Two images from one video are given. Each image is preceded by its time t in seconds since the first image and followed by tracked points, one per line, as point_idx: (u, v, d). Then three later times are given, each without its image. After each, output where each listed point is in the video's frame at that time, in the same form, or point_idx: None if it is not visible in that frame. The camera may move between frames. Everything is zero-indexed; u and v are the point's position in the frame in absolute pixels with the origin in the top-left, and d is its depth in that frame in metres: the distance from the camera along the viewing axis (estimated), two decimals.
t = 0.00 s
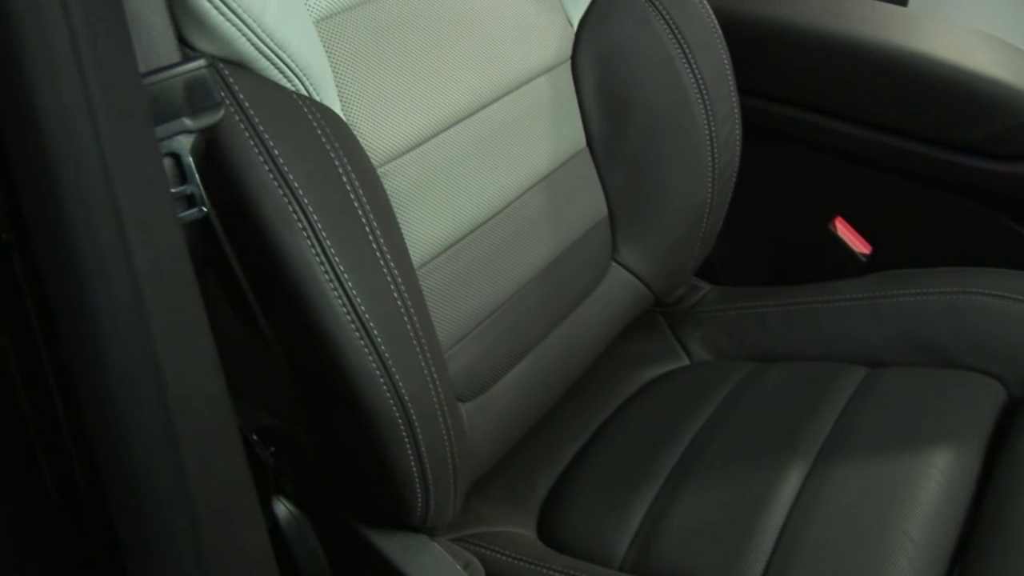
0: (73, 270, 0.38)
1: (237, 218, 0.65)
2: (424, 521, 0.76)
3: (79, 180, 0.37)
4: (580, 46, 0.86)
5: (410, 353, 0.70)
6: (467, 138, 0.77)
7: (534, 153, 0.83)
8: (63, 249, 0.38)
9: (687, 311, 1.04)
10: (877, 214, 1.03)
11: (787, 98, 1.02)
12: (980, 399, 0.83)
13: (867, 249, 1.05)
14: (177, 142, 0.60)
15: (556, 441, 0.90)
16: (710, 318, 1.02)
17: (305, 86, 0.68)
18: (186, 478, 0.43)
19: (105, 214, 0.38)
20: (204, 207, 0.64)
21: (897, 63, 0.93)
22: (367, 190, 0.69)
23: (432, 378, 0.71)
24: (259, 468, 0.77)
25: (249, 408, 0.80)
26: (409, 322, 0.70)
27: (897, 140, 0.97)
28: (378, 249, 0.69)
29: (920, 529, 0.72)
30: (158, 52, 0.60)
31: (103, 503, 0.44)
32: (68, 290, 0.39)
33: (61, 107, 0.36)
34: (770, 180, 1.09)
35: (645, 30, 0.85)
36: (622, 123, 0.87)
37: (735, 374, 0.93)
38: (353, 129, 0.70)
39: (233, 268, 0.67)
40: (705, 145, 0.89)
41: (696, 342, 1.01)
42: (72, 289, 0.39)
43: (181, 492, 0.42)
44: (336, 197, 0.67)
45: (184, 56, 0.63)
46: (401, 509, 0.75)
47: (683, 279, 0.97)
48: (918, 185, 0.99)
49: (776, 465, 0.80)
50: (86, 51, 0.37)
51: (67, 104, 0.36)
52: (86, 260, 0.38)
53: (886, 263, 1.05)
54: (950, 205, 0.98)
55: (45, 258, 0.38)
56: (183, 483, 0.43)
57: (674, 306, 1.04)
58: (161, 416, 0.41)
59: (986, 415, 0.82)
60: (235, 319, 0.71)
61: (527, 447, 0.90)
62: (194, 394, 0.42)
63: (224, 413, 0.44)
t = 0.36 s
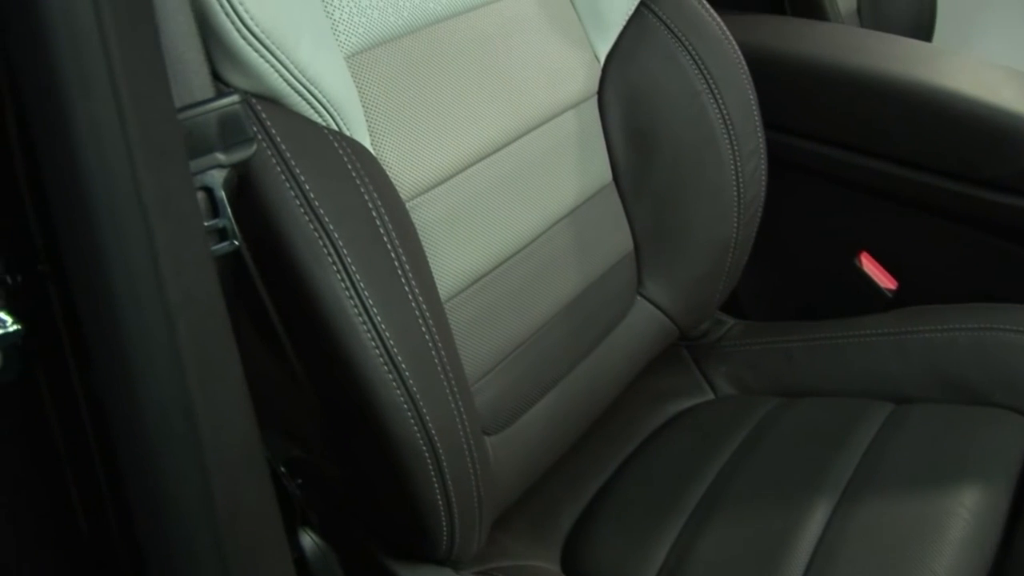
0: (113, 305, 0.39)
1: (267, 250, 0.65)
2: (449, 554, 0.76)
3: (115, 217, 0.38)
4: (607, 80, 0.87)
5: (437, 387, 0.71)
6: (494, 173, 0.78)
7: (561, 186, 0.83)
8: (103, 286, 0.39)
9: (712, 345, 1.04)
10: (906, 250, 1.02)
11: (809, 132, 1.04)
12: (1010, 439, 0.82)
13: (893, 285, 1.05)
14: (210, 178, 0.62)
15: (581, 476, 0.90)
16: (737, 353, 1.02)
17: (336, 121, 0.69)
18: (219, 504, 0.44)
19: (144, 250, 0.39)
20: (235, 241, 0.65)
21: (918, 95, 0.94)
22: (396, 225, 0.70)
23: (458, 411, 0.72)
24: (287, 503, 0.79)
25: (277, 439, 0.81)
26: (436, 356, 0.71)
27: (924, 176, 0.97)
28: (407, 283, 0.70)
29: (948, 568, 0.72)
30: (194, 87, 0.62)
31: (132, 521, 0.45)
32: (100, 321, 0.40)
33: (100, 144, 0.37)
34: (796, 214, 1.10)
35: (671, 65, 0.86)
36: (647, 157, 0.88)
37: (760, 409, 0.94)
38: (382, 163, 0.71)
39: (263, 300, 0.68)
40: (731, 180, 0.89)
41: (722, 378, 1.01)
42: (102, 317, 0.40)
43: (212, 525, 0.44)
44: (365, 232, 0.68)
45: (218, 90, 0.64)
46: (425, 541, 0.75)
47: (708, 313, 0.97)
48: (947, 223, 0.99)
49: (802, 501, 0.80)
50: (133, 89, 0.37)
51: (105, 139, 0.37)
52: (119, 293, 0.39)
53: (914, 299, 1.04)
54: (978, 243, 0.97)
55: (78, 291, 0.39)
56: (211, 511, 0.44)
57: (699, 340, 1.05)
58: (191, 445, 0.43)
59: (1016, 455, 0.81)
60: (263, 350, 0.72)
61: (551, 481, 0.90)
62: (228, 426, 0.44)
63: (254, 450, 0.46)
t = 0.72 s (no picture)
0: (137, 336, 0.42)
1: (291, 292, 0.66)
2: None
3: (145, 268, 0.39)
4: (625, 122, 0.89)
5: (457, 427, 0.71)
6: (515, 214, 0.79)
7: (580, 226, 0.84)
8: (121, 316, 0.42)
9: (730, 385, 1.05)
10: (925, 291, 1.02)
11: (828, 173, 1.06)
12: None
13: (913, 324, 1.05)
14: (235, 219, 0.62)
15: (600, 515, 0.90)
16: (757, 393, 1.02)
17: (359, 162, 0.70)
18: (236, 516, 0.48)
19: (167, 284, 0.42)
20: (259, 282, 0.65)
21: (929, 135, 0.96)
22: (419, 267, 0.71)
23: (478, 450, 0.72)
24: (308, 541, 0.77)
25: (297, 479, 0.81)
26: (457, 395, 0.71)
27: (943, 217, 0.97)
28: (428, 323, 0.70)
29: None
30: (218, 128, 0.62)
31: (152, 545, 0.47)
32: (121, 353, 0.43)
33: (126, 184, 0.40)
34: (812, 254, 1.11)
35: (690, 105, 0.87)
36: (666, 197, 0.89)
37: (780, 449, 0.93)
38: (403, 204, 0.72)
39: (286, 339, 0.69)
40: (750, 219, 0.90)
41: (741, 418, 1.01)
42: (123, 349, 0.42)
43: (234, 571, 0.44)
44: (387, 273, 0.68)
45: (244, 132, 0.64)
46: None
47: (728, 353, 0.97)
48: (966, 263, 0.98)
49: (823, 542, 0.79)
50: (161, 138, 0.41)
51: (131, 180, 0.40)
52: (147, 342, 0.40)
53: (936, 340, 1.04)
54: (999, 283, 0.97)
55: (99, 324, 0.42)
56: (229, 533, 0.47)
57: (717, 381, 1.06)
58: (208, 466, 0.46)
59: None
60: (285, 390, 0.73)
61: (571, 520, 0.90)
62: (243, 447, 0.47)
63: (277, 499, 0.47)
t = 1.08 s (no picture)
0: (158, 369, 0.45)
1: (314, 331, 0.67)
2: None
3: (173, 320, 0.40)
4: (644, 160, 0.89)
5: (477, 465, 0.72)
6: (535, 252, 0.80)
7: (598, 262, 0.85)
8: (147, 349, 0.44)
9: (749, 422, 1.05)
10: (942, 327, 1.02)
11: (845, 211, 1.07)
12: None
13: (932, 361, 1.05)
14: (258, 257, 0.63)
15: (617, 553, 0.90)
16: (775, 431, 1.03)
17: (381, 201, 0.71)
18: (256, 547, 0.50)
19: (192, 324, 0.45)
20: (282, 319, 0.66)
21: (941, 173, 0.97)
22: (440, 306, 0.71)
23: (497, 488, 0.73)
24: None
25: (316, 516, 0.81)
26: (477, 433, 0.72)
27: (960, 254, 0.98)
28: (448, 361, 0.71)
29: None
30: (243, 167, 0.63)
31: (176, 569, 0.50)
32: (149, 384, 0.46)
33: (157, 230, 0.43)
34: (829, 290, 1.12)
35: (709, 143, 0.89)
36: (685, 234, 0.89)
37: (800, 487, 0.93)
38: (424, 242, 0.72)
39: (308, 377, 0.69)
40: (768, 256, 0.91)
41: (759, 455, 1.02)
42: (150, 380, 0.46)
43: None
44: (409, 312, 0.69)
45: (267, 172, 0.65)
46: None
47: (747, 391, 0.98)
48: (985, 301, 0.98)
49: None
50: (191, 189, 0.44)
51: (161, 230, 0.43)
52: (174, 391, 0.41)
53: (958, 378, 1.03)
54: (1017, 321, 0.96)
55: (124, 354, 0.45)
56: (249, 570, 0.50)
57: (737, 417, 1.06)
58: (231, 500, 0.48)
59: None
60: (305, 425, 0.73)
61: (588, 558, 0.90)
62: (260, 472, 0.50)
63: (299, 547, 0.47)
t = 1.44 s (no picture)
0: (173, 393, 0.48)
1: (327, 363, 0.67)
2: None
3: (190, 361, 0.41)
4: (655, 190, 0.90)
5: (488, 496, 0.72)
6: (547, 284, 0.80)
7: (609, 291, 0.85)
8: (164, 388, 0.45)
9: (761, 453, 1.05)
10: (953, 358, 1.03)
11: (855, 242, 1.07)
12: None
13: (943, 393, 1.04)
14: (273, 288, 0.64)
15: None
16: (787, 462, 1.03)
17: (394, 234, 0.71)
18: None
19: (207, 357, 0.48)
20: (296, 351, 0.66)
21: (947, 204, 0.98)
22: (452, 338, 0.72)
23: (509, 519, 0.73)
24: None
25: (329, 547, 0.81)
26: (489, 464, 0.72)
27: (970, 285, 0.98)
28: (460, 393, 0.71)
29: None
30: (258, 202, 0.64)
31: None
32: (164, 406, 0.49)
33: (173, 267, 0.46)
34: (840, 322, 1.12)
35: (720, 175, 0.89)
36: (696, 265, 0.90)
37: (812, 518, 0.93)
38: (436, 273, 0.73)
39: (320, 408, 0.70)
40: (779, 286, 0.91)
41: (770, 486, 1.01)
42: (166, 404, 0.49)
43: None
44: (422, 344, 0.69)
45: (282, 205, 0.66)
46: None
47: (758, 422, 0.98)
48: (997, 332, 0.98)
49: None
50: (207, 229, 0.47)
51: (178, 266, 0.46)
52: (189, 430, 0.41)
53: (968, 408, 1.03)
54: None
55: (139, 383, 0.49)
56: None
57: (747, 449, 1.06)
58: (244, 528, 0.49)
59: None
60: (317, 455, 0.74)
61: None
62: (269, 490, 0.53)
63: None
